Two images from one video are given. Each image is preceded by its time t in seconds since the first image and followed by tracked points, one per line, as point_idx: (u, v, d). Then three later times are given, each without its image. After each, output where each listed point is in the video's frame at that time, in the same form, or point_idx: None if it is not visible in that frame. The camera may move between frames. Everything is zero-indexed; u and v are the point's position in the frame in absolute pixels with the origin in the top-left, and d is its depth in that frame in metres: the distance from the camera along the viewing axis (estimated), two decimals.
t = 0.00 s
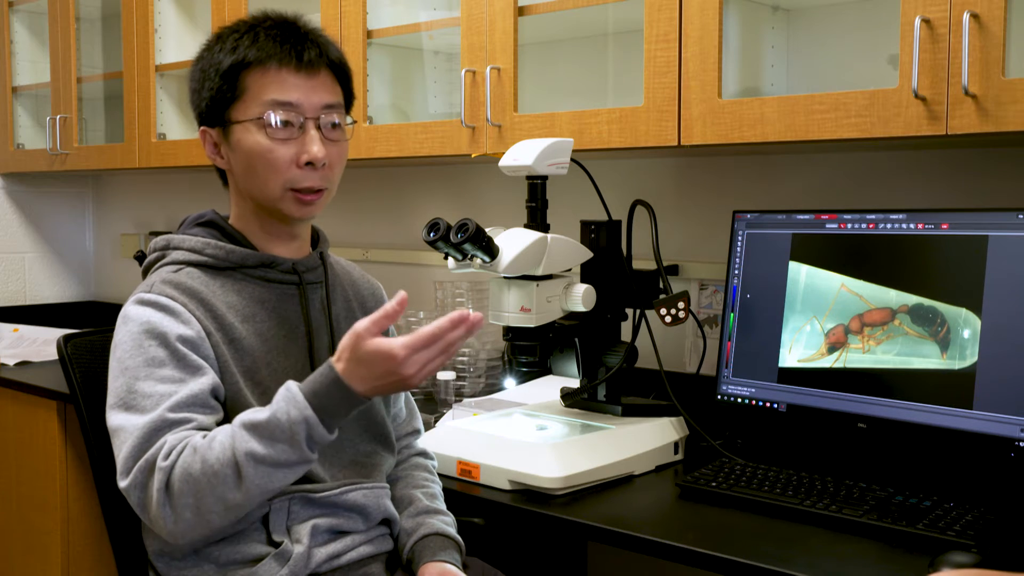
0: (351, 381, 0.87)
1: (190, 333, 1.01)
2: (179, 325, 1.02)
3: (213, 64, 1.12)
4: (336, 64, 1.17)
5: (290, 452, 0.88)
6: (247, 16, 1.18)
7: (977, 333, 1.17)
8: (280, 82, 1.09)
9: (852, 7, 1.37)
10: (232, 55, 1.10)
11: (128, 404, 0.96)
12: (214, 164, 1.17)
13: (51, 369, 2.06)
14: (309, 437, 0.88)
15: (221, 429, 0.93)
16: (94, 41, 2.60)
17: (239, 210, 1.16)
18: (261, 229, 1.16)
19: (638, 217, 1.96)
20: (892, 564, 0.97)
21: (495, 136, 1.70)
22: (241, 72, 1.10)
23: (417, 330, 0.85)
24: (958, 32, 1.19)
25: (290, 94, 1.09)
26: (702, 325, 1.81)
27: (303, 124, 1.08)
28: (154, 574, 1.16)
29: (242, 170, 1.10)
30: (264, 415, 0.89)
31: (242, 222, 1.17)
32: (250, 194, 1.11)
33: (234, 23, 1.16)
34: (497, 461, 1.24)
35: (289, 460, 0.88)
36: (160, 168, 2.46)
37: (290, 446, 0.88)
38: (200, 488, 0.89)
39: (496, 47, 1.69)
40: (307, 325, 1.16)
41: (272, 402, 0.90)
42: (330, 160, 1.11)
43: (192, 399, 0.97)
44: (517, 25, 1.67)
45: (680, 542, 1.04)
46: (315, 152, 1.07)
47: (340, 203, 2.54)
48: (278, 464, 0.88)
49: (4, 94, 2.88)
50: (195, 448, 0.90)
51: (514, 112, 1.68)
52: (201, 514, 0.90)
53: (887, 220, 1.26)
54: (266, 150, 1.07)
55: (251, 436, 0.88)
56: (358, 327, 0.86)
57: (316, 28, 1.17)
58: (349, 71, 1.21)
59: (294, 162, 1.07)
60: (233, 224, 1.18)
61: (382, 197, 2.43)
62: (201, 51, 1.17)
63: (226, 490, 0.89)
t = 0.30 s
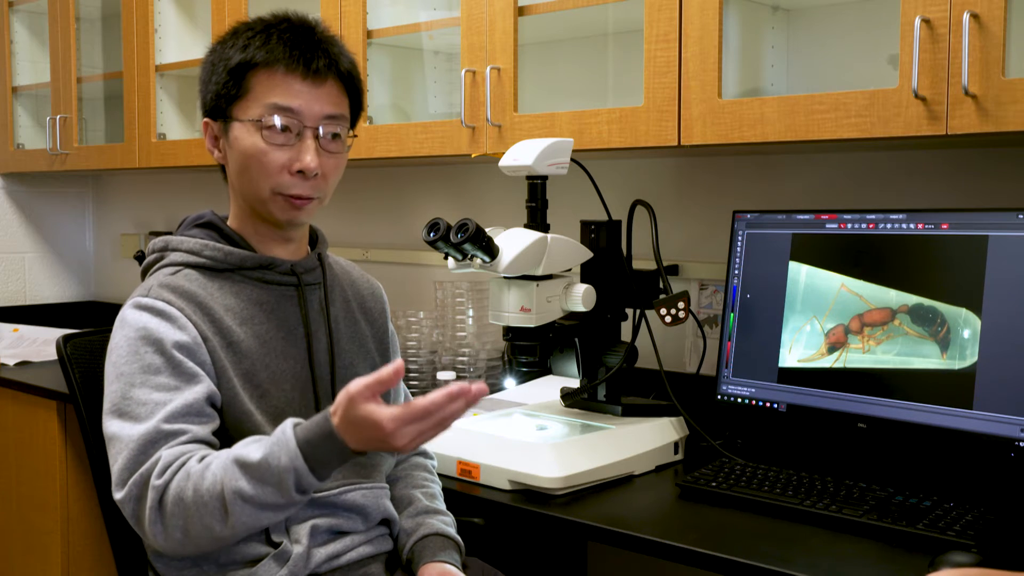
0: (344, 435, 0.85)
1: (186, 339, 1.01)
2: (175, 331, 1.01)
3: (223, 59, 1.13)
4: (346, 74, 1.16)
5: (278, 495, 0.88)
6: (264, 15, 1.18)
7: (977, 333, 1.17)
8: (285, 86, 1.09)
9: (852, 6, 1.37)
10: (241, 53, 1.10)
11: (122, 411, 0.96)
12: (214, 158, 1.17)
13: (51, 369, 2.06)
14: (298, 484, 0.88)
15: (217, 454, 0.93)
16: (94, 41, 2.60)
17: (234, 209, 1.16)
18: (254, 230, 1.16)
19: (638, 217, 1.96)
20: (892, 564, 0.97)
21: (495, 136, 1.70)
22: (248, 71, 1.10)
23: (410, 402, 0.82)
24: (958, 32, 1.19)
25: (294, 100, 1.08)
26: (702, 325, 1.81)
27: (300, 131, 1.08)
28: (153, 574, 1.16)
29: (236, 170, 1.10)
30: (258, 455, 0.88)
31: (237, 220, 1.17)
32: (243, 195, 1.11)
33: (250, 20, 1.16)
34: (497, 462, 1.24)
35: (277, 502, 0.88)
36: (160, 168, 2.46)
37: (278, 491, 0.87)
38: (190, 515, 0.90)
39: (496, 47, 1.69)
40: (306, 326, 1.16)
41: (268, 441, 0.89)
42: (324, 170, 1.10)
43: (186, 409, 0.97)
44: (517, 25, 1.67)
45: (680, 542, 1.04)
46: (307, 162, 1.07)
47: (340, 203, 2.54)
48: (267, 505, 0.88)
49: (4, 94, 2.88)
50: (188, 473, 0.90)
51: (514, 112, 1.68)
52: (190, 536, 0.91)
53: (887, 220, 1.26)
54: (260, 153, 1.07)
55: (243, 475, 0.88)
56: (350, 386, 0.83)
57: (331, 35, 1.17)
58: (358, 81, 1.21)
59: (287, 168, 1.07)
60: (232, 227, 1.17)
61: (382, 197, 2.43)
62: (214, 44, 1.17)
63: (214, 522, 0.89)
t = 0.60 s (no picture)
0: (350, 454, 0.87)
1: (187, 343, 1.01)
2: (175, 334, 1.01)
3: (220, 61, 1.12)
4: (343, 68, 1.16)
5: (281, 507, 0.89)
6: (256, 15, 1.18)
7: (977, 333, 1.17)
8: (285, 84, 1.09)
9: (852, 6, 1.37)
10: (238, 54, 1.10)
11: (121, 414, 0.97)
12: (215, 162, 1.17)
13: (51, 369, 2.06)
14: (302, 498, 0.88)
15: (220, 462, 0.93)
16: (94, 41, 2.60)
17: (238, 210, 1.16)
18: (259, 230, 1.16)
19: (638, 217, 1.96)
20: (892, 564, 0.97)
21: (495, 136, 1.70)
22: (246, 72, 1.10)
23: (420, 424, 0.86)
24: (958, 32, 1.19)
25: (294, 97, 1.08)
26: (702, 325, 1.81)
27: (304, 128, 1.08)
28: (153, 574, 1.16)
29: (240, 171, 1.10)
30: (263, 467, 0.89)
31: (240, 221, 1.17)
32: (248, 196, 1.11)
33: (243, 22, 1.16)
34: (498, 462, 1.24)
35: (281, 514, 0.89)
36: (160, 168, 2.46)
37: (282, 504, 0.88)
38: (191, 523, 0.90)
39: (496, 47, 1.69)
40: (306, 327, 1.16)
41: (274, 454, 0.90)
42: (329, 166, 1.11)
43: (186, 415, 0.97)
44: (517, 25, 1.67)
45: (680, 542, 1.04)
46: (313, 157, 1.07)
47: (340, 203, 2.54)
48: (270, 516, 0.89)
49: (4, 94, 2.88)
50: (191, 482, 0.90)
51: (514, 112, 1.68)
52: (190, 544, 0.92)
53: (887, 220, 1.26)
54: (265, 152, 1.07)
55: (247, 486, 0.89)
56: (361, 407, 0.86)
57: (325, 31, 1.17)
58: (356, 76, 1.21)
59: (293, 166, 1.08)
60: (233, 226, 1.18)
61: (382, 197, 2.43)
62: (210, 47, 1.17)
63: (216, 531, 0.90)
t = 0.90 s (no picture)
0: (353, 452, 0.88)
1: (187, 342, 1.01)
2: (176, 334, 1.01)
3: (220, 60, 1.12)
4: (343, 69, 1.16)
5: (283, 506, 0.89)
6: (258, 14, 1.17)
7: (977, 333, 1.17)
8: (285, 82, 1.09)
9: (852, 6, 1.37)
10: (240, 52, 1.10)
11: (122, 414, 0.97)
12: (214, 160, 1.17)
13: (51, 370, 2.06)
14: (303, 497, 0.89)
15: (220, 461, 0.94)
16: (94, 41, 2.60)
17: (237, 209, 1.16)
18: (257, 228, 1.16)
19: (638, 217, 1.96)
20: (892, 564, 0.97)
21: (495, 136, 1.70)
22: (247, 70, 1.10)
23: (422, 422, 0.86)
24: (958, 32, 1.19)
25: (294, 96, 1.09)
26: (702, 325, 1.81)
27: (303, 127, 1.09)
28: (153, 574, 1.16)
29: (239, 169, 1.10)
30: (264, 465, 0.89)
31: (240, 221, 1.17)
32: (246, 194, 1.11)
33: (244, 20, 1.16)
34: (497, 462, 1.24)
35: (282, 513, 0.89)
36: (160, 168, 2.46)
37: (283, 502, 0.88)
38: (191, 522, 0.91)
39: (496, 47, 1.69)
40: (306, 328, 1.16)
41: (274, 452, 0.91)
42: (327, 165, 1.11)
43: (187, 414, 0.97)
44: (517, 25, 1.67)
45: (680, 542, 1.04)
46: (312, 157, 1.08)
47: (340, 203, 2.54)
48: (271, 515, 0.89)
49: (4, 94, 2.88)
50: (192, 480, 0.91)
51: (514, 112, 1.68)
52: (191, 542, 0.92)
53: (887, 220, 1.26)
54: (264, 150, 1.07)
55: (248, 485, 0.89)
56: (363, 404, 0.86)
57: (326, 32, 1.17)
58: (355, 77, 1.21)
59: (292, 165, 1.08)
60: (232, 225, 1.18)
61: (382, 197, 2.43)
62: (209, 45, 1.17)
63: (217, 530, 0.90)
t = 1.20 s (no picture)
0: (356, 429, 0.87)
1: (188, 340, 1.01)
2: (177, 331, 1.02)
3: (205, 64, 1.12)
4: (327, 56, 1.16)
5: (285, 490, 0.89)
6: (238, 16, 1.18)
7: (977, 333, 1.17)
8: (269, 74, 1.09)
9: (852, 6, 1.37)
10: (222, 52, 1.10)
11: (122, 410, 0.96)
12: (212, 164, 1.17)
13: (51, 369, 2.06)
14: (306, 479, 0.89)
15: (220, 451, 0.94)
16: (94, 41, 2.60)
17: (238, 211, 1.17)
18: (257, 227, 1.17)
19: (638, 217, 1.96)
20: (892, 564, 0.97)
21: (495, 136, 1.70)
22: (232, 69, 1.10)
23: (426, 394, 0.85)
24: (958, 32, 1.19)
25: (280, 86, 1.08)
26: (702, 325, 1.81)
27: (293, 115, 1.08)
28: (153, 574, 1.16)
29: (235, 167, 1.10)
30: (264, 449, 0.90)
31: (241, 222, 1.17)
32: (245, 191, 1.12)
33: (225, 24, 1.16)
34: (498, 461, 1.24)
35: (284, 497, 0.90)
36: (160, 168, 2.46)
37: (286, 486, 0.89)
38: (193, 512, 0.91)
39: (496, 46, 1.69)
40: (307, 326, 1.16)
41: (274, 436, 0.91)
42: (321, 150, 1.11)
43: (187, 411, 0.97)
44: (517, 25, 1.67)
45: (680, 542, 1.04)
46: (304, 142, 1.07)
47: (340, 203, 2.54)
48: (273, 500, 0.90)
49: (4, 94, 2.88)
50: (193, 471, 0.91)
51: (514, 112, 1.68)
52: (192, 534, 0.92)
53: (887, 220, 1.26)
54: (257, 142, 1.07)
55: (249, 469, 0.90)
56: (366, 379, 0.85)
57: (305, 24, 1.17)
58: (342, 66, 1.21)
59: (285, 152, 1.08)
60: (233, 225, 1.18)
61: (382, 197, 2.43)
62: (194, 56, 1.18)
63: (219, 518, 0.91)
